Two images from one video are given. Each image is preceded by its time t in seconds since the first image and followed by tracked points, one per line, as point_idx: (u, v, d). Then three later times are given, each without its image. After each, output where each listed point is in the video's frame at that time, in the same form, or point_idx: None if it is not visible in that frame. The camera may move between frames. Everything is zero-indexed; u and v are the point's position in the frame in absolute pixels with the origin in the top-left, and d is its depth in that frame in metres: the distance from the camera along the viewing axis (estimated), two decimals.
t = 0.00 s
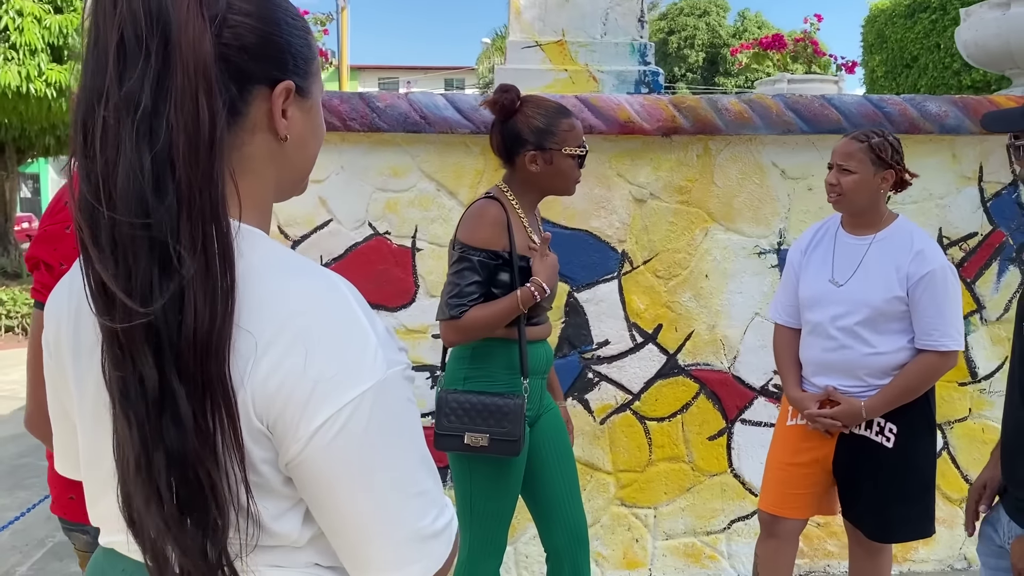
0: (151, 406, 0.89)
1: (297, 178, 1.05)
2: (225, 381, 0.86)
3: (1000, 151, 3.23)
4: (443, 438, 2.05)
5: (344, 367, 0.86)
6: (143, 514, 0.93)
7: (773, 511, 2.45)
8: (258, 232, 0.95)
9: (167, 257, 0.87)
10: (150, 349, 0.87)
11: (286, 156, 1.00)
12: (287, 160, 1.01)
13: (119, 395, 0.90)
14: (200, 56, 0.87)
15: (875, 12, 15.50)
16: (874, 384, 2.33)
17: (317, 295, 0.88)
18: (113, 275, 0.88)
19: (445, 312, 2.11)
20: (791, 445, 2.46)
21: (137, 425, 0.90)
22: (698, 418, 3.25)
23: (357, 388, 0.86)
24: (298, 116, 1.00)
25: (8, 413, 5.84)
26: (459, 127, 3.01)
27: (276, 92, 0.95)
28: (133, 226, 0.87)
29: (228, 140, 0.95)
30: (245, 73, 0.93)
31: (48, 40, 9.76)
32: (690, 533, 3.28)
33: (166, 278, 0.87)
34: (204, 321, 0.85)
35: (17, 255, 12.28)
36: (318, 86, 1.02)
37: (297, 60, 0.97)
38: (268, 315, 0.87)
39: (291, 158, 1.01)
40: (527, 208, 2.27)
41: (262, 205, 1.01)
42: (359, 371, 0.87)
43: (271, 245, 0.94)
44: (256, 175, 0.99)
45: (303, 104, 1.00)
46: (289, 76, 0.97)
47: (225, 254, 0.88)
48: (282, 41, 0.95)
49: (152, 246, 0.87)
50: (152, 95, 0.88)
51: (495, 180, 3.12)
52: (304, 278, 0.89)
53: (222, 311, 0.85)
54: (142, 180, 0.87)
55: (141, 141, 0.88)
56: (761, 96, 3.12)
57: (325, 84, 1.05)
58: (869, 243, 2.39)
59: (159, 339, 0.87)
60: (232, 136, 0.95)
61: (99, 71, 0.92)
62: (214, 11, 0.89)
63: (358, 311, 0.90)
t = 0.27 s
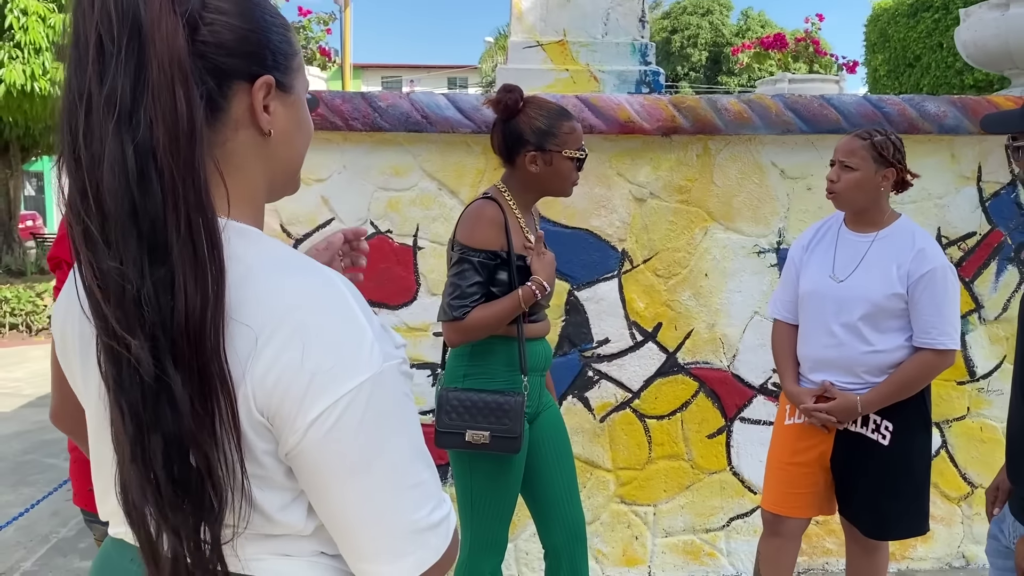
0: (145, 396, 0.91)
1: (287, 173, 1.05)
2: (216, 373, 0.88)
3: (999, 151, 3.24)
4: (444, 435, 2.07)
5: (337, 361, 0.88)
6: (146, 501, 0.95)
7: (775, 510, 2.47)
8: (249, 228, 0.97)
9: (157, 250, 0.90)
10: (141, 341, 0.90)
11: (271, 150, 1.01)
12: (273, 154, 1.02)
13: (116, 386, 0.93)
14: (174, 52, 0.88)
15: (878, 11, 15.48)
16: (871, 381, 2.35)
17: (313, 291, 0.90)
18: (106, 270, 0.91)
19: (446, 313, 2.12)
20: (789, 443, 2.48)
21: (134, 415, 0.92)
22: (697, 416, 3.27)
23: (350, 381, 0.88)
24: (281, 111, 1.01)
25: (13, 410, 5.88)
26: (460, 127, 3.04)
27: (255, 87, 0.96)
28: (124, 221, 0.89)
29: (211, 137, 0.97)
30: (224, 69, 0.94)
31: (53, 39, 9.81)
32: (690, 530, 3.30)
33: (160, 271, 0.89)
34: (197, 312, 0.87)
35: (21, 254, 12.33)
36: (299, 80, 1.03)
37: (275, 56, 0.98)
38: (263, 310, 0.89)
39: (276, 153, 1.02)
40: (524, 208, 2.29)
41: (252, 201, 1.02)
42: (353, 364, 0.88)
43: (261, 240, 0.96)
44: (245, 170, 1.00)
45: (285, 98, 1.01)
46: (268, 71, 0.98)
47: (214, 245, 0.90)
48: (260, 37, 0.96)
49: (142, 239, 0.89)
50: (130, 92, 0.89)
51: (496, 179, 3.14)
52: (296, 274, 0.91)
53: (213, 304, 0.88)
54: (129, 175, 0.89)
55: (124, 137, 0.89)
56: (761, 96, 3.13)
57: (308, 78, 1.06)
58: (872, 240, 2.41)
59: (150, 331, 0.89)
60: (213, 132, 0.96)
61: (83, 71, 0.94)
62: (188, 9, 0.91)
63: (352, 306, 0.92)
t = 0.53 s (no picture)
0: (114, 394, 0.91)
1: (274, 171, 1.03)
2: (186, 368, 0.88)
3: (1000, 151, 3.25)
4: (445, 431, 2.08)
5: (320, 351, 0.87)
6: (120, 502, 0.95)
7: (773, 507, 2.48)
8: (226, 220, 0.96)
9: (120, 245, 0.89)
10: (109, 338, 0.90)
11: (248, 147, 0.99)
12: (251, 150, 1.00)
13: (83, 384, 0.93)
14: (117, 48, 0.89)
15: (881, 11, 15.46)
16: (870, 381, 2.35)
17: (299, 281, 0.90)
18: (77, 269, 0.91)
19: (446, 311, 2.13)
20: (788, 441, 2.49)
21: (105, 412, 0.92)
22: (698, 415, 3.27)
23: (335, 370, 0.87)
24: (258, 107, 0.99)
25: (16, 409, 5.90)
26: (461, 126, 3.04)
27: (224, 82, 0.95)
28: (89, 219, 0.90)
29: (185, 135, 0.96)
30: (186, 65, 0.94)
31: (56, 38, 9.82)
32: (690, 530, 3.30)
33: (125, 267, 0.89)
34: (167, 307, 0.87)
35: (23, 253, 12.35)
36: (277, 75, 1.01)
37: (247, 52, 0.97)
38: (246, 300, 0.89)
39: (256, 148, 1.00)
40: (525, 208, 2.29)
41: (234, 198, 1.00)
42: (340, 352, 0.88)
43: (240, 231, 0.95)
44: (228, 169, 0.99)
45: (261, 94, 0.99)
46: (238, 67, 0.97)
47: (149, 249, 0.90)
48: (224, 31, 0.95)
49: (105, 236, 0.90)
50: (77, 90, 0.91)
51: (497, 178, 3.14)
52: (278, 265, 0.91)
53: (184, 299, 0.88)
54: (92, 174, 0.90)
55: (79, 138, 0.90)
56: (761, 96, 3.14)
57: (290, 74, 1.04)
58: (872, 241, 2.41)
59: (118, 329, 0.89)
60: (179, 129, 0.95)
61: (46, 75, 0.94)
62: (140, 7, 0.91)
63: (339, 295, 0.92)
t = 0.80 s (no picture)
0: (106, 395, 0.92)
1: (273, 174, 1.03)
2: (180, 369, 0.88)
3: (1001, 151, 3.24)
4: (445, 430, 2.08)
5: (313, 350, 0.87)
6: (104, 506, 0.94)
7: (786, 513, 2.47)
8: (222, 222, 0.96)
9: (113, 246, 0.91)
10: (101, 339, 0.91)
11: (244, 149, 0.99)
12: (246, 153, 0.99)
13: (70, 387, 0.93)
14: (110, 53, 0.89)
15: (883, 10, 15.45)
16: (869, 381, 2.34)
17: (291, 282, 0.90)
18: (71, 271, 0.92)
19: (446, 310, 2.13)
20: (793, 445, 2.50)
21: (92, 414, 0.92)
22: (699, 416, 3.27)
23: (329, 367, 0.86)
24: (254, 111, 0.99)
25: (16, 408, 5.90)
26: (462, 126, 3.04)
27: (220, 86, 0.95)
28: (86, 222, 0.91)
29: (180, 139, 0.96)
30: (180, 69, 0.94)
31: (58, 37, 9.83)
32: (691, 530, 3.30)
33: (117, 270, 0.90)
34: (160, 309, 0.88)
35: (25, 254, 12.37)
36: (275, 77, 1.00)
37: (244, 55, 0.97)
38: (240, 299, 0.89)
39: (253, 152, 1.00)
40: (526, 208, 2.29)
41: (229, 200, 1.00)
42: (334, 350, 0.87)
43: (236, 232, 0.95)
44: (226, 172, 0.99)
45: (259, 98, 0.99)
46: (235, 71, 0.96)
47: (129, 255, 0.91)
48: (219, 36, 0.95)
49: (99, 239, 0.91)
50: (69, 94, 0.92)
51: (497, 178, 3.14)
52: (272, 264, 0.91)
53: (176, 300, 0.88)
54: (84, 177, 0.91)
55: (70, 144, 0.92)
56: (762, 96, 3.13)
57: (291, 78, 1.03)
58: (872, 241, 2.40)
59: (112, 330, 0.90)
60: (174, 131, 0.96)
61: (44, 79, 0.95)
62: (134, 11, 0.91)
63: (332, 295, 0.91)
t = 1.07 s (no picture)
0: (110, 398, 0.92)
1: (274, 181, 1.02)
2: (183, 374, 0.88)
3: (1003, 151, 3.23)
4: (445, 430, 2.08)
5: (313, 355, 0.86)
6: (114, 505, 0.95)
7: (776, 509, 2.47)
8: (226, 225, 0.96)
9: (115, 249, 0.90)
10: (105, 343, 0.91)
11: (243, 157, 0.98)
12: (245, 160, 0.99)
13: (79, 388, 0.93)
14: (107, 60, 0.89)
15: (885, 10, 15.44)
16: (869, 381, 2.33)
17: (291, 285, 0.89)
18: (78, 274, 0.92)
19: (446, 311, 2.12)
20: (790, 443, 2.48)
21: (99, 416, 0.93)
22: (699, 416, 3.26)
23: (328, 372, 0.86)
24: (255, 120, 0.97)
25: (17, 408, 5.90)
26: (462, 126, 3.04)
27: (219, 95, 0.94)
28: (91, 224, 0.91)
29: (180, 144, 0.96)
30: (180, 76, 0.93)
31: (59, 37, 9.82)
32: (691, 531, 3.29)
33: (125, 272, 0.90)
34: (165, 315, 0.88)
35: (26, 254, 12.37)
36: (280, 85, 0.99)
37: (248, 63, 0.95)
38: (239, 303, 0.88)
39: (252, 162, 0.99)
40: (525, 207, 2.28)
41: (230, 206, 1.00)
42: (332, 354, 0.87)
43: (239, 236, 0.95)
44: (232, 177, 0.99)
45: (261, 107, 0.97)
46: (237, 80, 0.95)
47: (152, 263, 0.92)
48: (221, 43, 0.94)
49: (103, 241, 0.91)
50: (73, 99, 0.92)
51: (497, 178, 3.14)
52: (273, 268, 0.90)
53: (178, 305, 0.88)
54: (88, 180, 0.91)
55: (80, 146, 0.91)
56: (763, 96, 3.13)
57: (298, 86, 1.02)
58: (869, 242, 2.41)
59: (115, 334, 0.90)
60: (174, 138, 0.95)
61: (54, 82, 0.95)
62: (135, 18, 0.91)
63: (332, 299, 0.91)
